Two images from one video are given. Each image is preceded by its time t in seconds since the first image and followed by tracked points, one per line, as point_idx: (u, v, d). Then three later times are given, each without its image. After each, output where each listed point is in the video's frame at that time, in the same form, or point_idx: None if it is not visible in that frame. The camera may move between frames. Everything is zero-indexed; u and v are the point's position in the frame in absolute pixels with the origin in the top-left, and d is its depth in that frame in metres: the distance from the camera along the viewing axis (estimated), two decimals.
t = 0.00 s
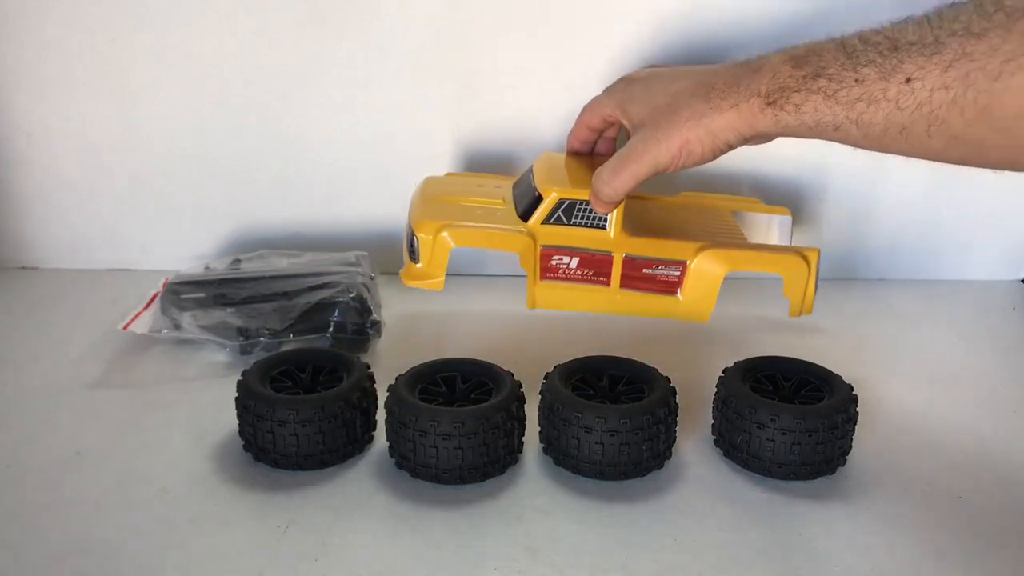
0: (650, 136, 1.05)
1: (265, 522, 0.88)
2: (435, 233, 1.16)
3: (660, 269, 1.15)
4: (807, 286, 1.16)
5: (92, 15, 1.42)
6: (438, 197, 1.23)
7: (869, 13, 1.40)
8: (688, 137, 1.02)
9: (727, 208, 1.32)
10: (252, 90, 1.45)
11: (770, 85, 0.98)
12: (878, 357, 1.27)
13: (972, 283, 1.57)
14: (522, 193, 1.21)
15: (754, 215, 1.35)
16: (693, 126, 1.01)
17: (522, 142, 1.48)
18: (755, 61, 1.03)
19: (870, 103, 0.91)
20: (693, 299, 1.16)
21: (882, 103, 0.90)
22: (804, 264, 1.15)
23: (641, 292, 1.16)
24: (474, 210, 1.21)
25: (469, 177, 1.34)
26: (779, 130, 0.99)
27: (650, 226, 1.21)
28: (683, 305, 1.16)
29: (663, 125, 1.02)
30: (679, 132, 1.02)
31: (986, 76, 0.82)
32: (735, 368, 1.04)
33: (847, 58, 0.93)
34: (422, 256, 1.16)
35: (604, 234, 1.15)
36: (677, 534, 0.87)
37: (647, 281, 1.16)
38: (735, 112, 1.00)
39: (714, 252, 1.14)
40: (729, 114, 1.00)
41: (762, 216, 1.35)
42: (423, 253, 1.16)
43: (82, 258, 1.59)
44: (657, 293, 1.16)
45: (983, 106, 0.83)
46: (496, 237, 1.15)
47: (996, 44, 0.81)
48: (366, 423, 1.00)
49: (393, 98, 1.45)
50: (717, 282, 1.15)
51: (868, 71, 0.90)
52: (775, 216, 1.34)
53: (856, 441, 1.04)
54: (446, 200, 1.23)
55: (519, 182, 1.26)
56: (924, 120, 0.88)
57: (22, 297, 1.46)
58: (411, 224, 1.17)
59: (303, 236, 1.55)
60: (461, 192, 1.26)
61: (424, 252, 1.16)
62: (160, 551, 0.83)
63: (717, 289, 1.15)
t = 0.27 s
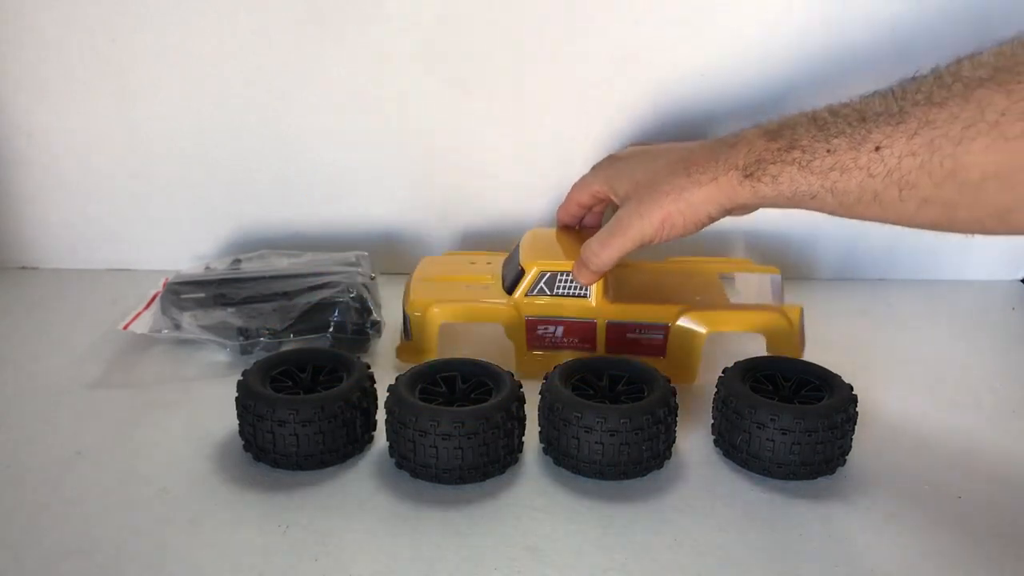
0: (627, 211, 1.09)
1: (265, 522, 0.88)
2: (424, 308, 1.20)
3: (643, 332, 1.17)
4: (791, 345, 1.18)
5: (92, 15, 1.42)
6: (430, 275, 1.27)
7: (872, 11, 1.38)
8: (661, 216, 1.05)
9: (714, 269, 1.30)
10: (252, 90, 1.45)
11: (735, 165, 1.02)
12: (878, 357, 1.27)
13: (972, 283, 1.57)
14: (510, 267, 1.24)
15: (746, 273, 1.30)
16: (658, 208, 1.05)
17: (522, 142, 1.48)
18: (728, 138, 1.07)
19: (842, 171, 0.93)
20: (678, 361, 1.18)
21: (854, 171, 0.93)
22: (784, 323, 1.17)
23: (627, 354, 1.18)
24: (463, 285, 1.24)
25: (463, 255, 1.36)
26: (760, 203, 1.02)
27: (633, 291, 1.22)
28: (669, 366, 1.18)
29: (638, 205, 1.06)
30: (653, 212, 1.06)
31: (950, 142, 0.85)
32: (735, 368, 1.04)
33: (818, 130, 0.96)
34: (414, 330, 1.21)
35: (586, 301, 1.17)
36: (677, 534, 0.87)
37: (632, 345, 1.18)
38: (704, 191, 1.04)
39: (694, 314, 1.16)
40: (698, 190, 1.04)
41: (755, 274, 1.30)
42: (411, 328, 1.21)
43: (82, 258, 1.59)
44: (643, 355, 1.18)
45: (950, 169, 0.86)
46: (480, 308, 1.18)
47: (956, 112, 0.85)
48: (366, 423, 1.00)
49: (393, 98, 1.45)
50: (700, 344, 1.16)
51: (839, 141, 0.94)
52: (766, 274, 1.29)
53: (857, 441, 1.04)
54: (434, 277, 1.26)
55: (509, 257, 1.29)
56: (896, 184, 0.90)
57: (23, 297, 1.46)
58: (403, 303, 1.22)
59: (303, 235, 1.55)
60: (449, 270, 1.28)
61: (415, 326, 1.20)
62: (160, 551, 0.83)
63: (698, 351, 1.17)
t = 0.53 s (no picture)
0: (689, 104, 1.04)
1: (265, 522, 0.88)
2: (422, 307, 1.20)
3: (640, 332, 1.17)
4: (789, 344, 1.18)
5: (93, 15, 1.42)
6: (427, 273, 1.26)
7: (871, 13, 1.39)
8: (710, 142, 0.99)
9: (712, 269, 1.30)
10: (252, 90, 1.45)
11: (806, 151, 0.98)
12: (877, 357, 1.27)
13: (972, 283, 1.57)
14: (508, 266, 1.24)
15: (744, 274, 1.29)
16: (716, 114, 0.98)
17: (522, 142, 1.48)
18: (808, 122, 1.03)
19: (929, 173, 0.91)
20: (674, 359, 1.18)
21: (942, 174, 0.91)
22: (782, 322, 1.17)
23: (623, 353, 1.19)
24: (460, 284, 1.24)
25: (461, 253, 1.37)
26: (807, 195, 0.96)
27: (630, 290, 1.22)
28: (666, 365, 1.19)
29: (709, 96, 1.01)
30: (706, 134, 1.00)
31: None
32: (735, 368, 1.04)
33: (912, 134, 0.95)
34: (412, 329, 1.21)
35: (583, 301, 1.17)
36: (677, 534, 0.87)
37: (629, 345, 1.18)
38: (831, 159, 0.84)
39: (689, 314, 1.16)
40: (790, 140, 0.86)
41: (753, 274, 1.30)
42: (411, 328, 1.21)
43: (82, 258, 1.59)
44: (640, 354, 1.19)
45: None
46: (478, 307, 1.18)
47: None
48: (365, 423, 1.00)
49: (392, 98, 1.45)
50: (696, 343, 1.17)
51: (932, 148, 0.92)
52: (765, 274, 1.29)
53: (857, 441, 1.04)
54: (433, 276, 1.26)
55: (507, 257, 1.28)
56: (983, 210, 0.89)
57: (23, 297, 1.47)
58: (402, 302, 1.22)
59: (303, 236, 1.55)
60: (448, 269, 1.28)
61: (413, 324, 1.21)
62: (160, 551, 0.83)
63: (694, 350, 1.17)
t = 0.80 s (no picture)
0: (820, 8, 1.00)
1: (265, 522, 0.88)
2: (422, 307, 1.20)
3: (640, 332, 1.17)
4: (789, 344, 1.18)
5: (93, 15, 1.42)
6: (427, 273, 1.27)
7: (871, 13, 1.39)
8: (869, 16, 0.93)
9: (712, 270, 1.30)
10: (252, 89, 1.45)
11: (942, 30, 0.95)
12: (877, 357, 1.27)
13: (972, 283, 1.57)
14: (509, 267, 1.24)
15: (744, 274, 1.30)
16: None
17: (522, 142, 1.48)
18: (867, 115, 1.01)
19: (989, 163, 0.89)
20: (674, 360, 1.18)
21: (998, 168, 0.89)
22: (782, 322, 1.17)
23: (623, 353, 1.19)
24: (460, 284, 1.24)
25: (461, 253, 1.37)
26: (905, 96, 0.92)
27: (630, 290, 1.22)
28: (666, 365, 1.18)
29: (914, 5, 0.99)
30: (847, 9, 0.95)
31: None
32: (735, 368, 1.04)
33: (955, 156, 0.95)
34: (412, 329, 1.21)
35: (583, 301, 1.17)
36: (676, 534, 0.87)
37: (629, 345, 1.18)
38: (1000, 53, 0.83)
39: (689, 314, 1.16)
40: None
41: (753, 275, 1.30)
42: (411, 328, 1.21)
43: (82, 258, 1.59)
44: (640, 354, 1.18)
45: None
46: (477, 307, 1.18)
47: None
48: (365, 423, 1.00)
49: (392, 98, 1.45)
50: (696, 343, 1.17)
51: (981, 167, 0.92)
52: (765, 275, 1.29)
53: (857, 441, 1.04)
54: (433, 276, 1.26)
55: (507, 257, 1.28)
56: None
57: (23, 297, 1.47)
58: (402, 302, 1.22)
59: (303, 236, 1.55)
60: (448, 269, 1.28)
61: (413, 324, 1.21)
62: (160, 551, 0.83)
63: (694, 350, 1.17)
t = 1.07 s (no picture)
0: (811, 164, 1.01)
1: (265, 521, 0.88)
2: (422, 307, 1.20)
3: (640, 332, 1.17)
4: (789, 344, 1.18)
5: (93, 15, 1.42)
6: (427, 273, 1.26)
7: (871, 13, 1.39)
8: (860, 161, 0.95)
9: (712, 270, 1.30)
10: (253, 90, 1.45)
11: (921, 240, 0.92)
12: (877, 357, 1.27)
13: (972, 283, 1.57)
14: (509, 266, 1.24)
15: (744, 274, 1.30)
16: (852, 140, 0.97)
17: (522, 141, 1.48)
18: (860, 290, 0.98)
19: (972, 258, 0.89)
20: (674, 360, 1.18)
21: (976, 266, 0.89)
22: (782, 322, 1.17)
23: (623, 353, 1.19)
24: (461, 284, 1.24)
25: (461, 253, 1.37)
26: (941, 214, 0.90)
27: (630, 290, 1.22)
28: (665, 365, 1.19)
29: (861, 222, 0.97)
30: (846, 150, 0.97)
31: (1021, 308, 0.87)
32: (735, 368, 1.04)
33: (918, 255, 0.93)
34: (412, 329, 1.21)
35: (583, 301, 1.17)
36: (677, 534, 0.87)
37: (629, 345, 1.18)
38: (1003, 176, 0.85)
39: (689, 315, 1.16)
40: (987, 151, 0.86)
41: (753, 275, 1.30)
42: (411, 328, 1.21)
43: (83, 258, 1.59)
44: (640, 354, 1.19)
45: None
46: (478, 307, 1.18)
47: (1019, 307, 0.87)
48: (366, 423, 1.00)
49: (392, 98, 1.45)
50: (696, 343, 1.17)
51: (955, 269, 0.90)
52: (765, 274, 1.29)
53: (857, 441, 1.04)
54: (433, 276, 1.26)
55: (507, 257, 1.28)
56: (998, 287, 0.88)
57: (23, 297, 1.47)
58: (402, 301, 1.22)
59: (303, 236, 1.55)
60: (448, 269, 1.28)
61: (413, 324, 1.21)
62: (160, 551, 0.83)
63: (694, 350, 1.17)
